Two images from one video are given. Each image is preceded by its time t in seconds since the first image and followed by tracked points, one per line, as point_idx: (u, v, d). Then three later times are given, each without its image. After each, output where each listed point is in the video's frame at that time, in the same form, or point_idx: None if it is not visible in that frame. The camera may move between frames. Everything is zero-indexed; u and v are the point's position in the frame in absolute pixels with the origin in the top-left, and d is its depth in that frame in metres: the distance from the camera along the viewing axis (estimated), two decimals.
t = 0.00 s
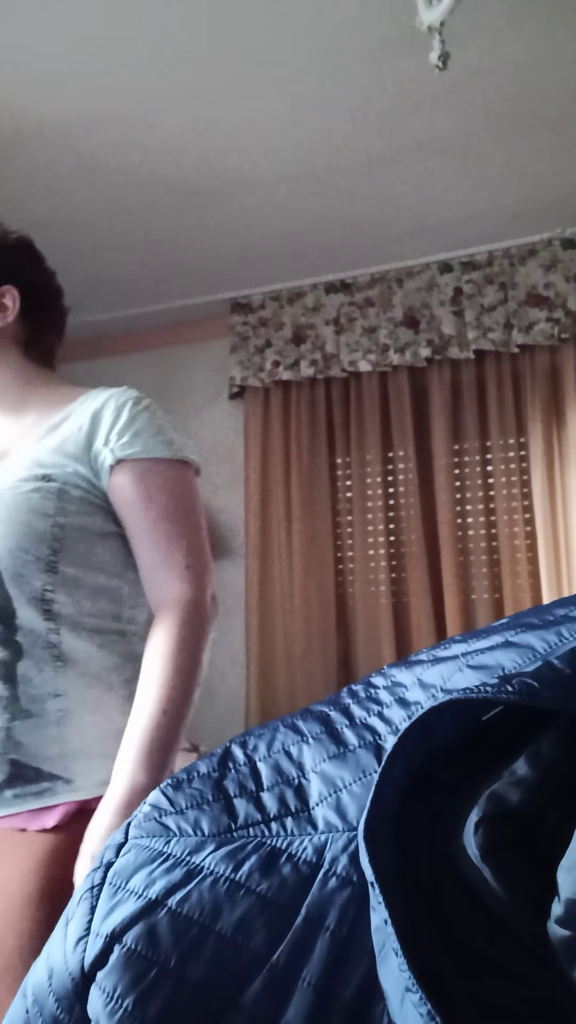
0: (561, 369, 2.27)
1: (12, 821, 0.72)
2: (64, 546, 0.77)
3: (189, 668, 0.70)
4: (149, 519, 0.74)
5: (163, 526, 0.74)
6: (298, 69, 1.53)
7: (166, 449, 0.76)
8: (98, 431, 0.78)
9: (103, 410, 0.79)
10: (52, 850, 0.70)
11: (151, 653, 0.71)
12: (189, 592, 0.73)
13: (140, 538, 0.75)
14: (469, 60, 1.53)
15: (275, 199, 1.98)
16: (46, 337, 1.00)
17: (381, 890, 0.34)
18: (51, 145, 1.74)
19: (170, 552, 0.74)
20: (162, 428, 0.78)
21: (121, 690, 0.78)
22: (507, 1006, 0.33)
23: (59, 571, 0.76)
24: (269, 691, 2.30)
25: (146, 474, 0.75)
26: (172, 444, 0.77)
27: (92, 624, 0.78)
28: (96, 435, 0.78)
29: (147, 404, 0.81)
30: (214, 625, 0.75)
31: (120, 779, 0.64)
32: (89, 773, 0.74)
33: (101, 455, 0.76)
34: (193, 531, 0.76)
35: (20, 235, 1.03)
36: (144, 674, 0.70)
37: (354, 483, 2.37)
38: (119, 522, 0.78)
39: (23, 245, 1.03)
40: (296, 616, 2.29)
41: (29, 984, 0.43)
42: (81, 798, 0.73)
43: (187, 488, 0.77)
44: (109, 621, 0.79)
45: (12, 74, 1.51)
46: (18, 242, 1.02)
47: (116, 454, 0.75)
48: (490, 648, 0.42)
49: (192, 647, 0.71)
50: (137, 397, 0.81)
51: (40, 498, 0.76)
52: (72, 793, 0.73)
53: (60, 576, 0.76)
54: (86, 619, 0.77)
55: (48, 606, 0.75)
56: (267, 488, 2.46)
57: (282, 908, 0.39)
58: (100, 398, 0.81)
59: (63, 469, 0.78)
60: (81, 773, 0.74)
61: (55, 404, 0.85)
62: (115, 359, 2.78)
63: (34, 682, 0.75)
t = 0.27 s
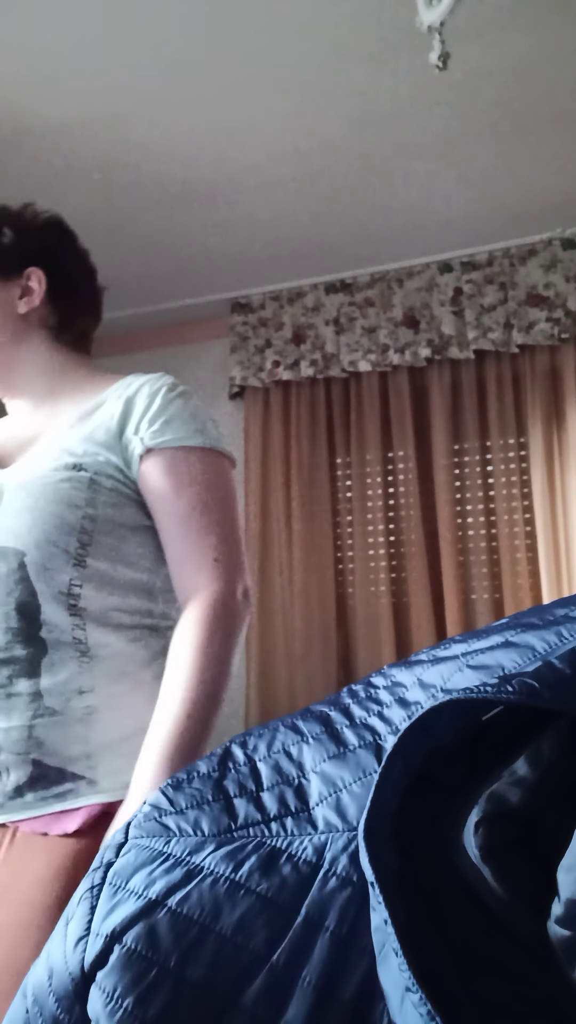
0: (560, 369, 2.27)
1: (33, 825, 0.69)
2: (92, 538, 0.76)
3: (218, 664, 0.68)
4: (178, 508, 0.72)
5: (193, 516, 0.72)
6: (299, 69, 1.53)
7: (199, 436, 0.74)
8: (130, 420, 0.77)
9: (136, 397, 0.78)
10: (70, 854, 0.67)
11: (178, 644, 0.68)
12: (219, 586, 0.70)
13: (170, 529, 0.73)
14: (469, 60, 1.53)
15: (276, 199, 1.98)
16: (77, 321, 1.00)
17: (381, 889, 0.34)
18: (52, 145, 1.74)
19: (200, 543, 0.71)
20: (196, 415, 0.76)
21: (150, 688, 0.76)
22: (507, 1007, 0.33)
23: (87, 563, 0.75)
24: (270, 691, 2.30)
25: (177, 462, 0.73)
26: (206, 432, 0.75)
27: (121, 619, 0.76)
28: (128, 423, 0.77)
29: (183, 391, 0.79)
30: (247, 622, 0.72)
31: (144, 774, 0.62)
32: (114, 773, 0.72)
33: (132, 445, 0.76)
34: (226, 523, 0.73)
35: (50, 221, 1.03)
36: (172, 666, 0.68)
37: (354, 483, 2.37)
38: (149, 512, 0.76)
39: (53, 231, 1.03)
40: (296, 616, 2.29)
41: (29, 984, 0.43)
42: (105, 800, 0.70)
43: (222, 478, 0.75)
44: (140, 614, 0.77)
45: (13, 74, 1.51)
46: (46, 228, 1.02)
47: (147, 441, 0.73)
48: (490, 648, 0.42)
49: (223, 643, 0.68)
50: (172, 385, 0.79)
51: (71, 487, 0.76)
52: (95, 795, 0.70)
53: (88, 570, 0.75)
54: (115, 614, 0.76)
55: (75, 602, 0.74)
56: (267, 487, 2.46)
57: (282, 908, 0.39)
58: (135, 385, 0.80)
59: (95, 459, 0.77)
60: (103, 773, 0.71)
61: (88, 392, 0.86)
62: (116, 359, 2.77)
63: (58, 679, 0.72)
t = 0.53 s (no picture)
0: (560, 369, 2.27)
1: (33, 829, 0.69)
2: (105, 537, 0.75)
3: (251, 667, 0.68)
4: (201, 509, 0.72)
5: (215, 517, 0.72)
6: (299, 69, 1.53)
7: (223, 433, 0.74)
8: (152, 416, 0.77)
9: (159, 392, 0.78)
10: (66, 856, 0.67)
11: (213, 645, 0.69)
12: (245, 590, 0.71)
13: (194, 530, 0.73)
14: (469, 60, 1.53)
15: (276, 199, 1.98)
16: (109, 309, 0.99)
17: (381, 890, 0.34)
18: (52, 145, 1.74)
19: (222, 544, 0.72)
20: (221, 410, 0.76)
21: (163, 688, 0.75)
22: (508, 1007, 0.33)
23: (99, 563, 0.75)
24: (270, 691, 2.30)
25: (200, 462, 0.73)
26: (231, 430, 0.75)
27: (134, 618, 0.75)
28: (150, 419, 0.77)
29: (208, 385, 0.79)
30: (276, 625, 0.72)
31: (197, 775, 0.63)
32: (119, 779, 0.71)
33: (154, 441, 0.75)
34: (252, 525, 0.73)
35: (83, 208, 1.02)
36: (207, 667, 0.69)
37: (354, 483, 2.37)
38: (172, 511, 0.77)
39: (85, 218, 1.02)
40: (296, 616, 2.29)
41: (29, 983, 0.43)
42: (105, 809, 0.69)
43: (247, 478, 0.74)
44: (155, 614, 0.77)
45: (12, 74, 1.51)
46: (78, 216, 1.01)
47: (168, 438, 0.74)
48: (490, 648, 0.42)
49: (255, 643, 0.69)
50: (197, 379, 0.79)
51: (87, 484, 0.75)
52: (98, 802, 0.69)
53: (99, 569, 0.75)
54: (126, 613, 0.75)
55: (84, 602, 0.73)
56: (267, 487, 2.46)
57: (282, 908, 0.39)
58: (158, 378, 0.80)
59: (113, 454, 0.77)
60: (108, 776, 0.70)
61: (109, 384, 0.85)
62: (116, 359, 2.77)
63: (64, 679, 0.72)
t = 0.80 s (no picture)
0: (560, 369, 2.27)
1: (35, 830, 0.69)
2: (113, 538, 0.76)
3: (245, 674, 0.67)
4: (207, 510, 0.73)
5: (219, 521, 0.72)
6: (299, 69, 1.53)
7: (233, 438, 0.74)
8: (162, 417, 0.77)
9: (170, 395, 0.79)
10: (66, 857, 0.67)
11: (208, 646, 0.69)
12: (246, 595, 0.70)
13: (199, 532, 0.73)
14: (469, 60, 1.53)
15: (277, 199, 1.98)
16: (126, 312, 1.00)
17: (381, 890, 0.34)
18: (52, 145, 1.74)
19: (224, 549, 0.72)
20: (231, 414, 0.77)
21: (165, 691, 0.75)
22: (509, 1007, 0.33)
23: (106, 563, 0.75)
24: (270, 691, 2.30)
25: (207, 465, 0.73)
26: (240, 434, 0.75)
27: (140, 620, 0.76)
28: (160, 420, 0.78)
29: (220, 390, 0.80)
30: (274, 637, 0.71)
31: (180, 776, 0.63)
32: (121, 782, 0.71)
33: (163, 442, 0.76)
34: (256, 532, 0.73)
35: (106, 212, 1.04)
36: (200, 668, 0.68)
37: (354, 483, 2.37)
38: (177, 513, 0.78)
39: (107, 221, 1.03)
40: (297, 616, 2.29)
41: (29, 984, 0.43)
42: (108, 811, 0.69)
43: (254, 484, 0.75)
44: (163, 616, 0.77)
45: (12, 74, 1.51)
46: (102, 219, 1.02)
47: (177, 441, 0.74)
48: (490, 648, 0.42)
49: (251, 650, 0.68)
50: (209, 384, 0.80)
51: (97, 483, 0.76)
52: (100, 804, 0.69)
53: (106, 570, 0.75)
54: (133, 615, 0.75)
55: (91, 603, 0.73)
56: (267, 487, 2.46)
57: (283, 908, 0.39)
58: (170, 381, 0.81)
59: (123, 455, 0.78)
60: (111, 777, 0.71)
61: (122, 386, 0.86)
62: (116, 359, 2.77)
63: (69, 679, 0.72)
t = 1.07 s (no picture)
0: (560, 369, 2.27)
1: (27, 832, 0.69)
2: (108, 538, 0.76)
3: (228, 674, 0.67)
4: (198, 511, 0.73)
5: (210, 522, 0.72)
6: (299, 69, 1.53)
7: (227, 441, 0.74)
8: (157, 419, 0.77)
9: (164, 397, 0.79)
10: (64, 858, 0.67)
11: (192, 644, 0.68)
12: (234, 596, 0.70)
13: (190, 532, 0.73)
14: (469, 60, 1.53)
15: (276, 199, 1.98)
16: (123, 315, 1.00)
17: (381, 890, 0.34)
18: (52, 145, 1.74)
19: (214, 549, 0.72)
20: (225, 417, 0.77)
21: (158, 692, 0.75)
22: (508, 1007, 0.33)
23: (100, 564, 0.75)
24: (270, 691, 2.30)
25: (199, 466, 0.73)
26: (234, 437, 0.75)
27: (134, 621, 0.76)
28: (154, 422, 0.78)
29: (215, 392, 0.80)
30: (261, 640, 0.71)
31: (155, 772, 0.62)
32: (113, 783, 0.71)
33: (157, 443, 0.76)
34: (247, 534, 0.73)
35: (103, 215, 1.04)
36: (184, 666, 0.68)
37: (354, 483, 2.37)
38: (169, 513, 0.78)
39: (105, 224, 1.03)
40: (296, 616, 2.29)
41: (29, 984, 0.43)
42: (99, 811, 0.68)
43: (247, 486, 0.75)
44: (157, 617, 0.77)
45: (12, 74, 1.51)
46: (99, 222, 1.03)
47: (171, 442, 0.74)
48: (490, 648, 0.42)
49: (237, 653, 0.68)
50: (203, 386, 0.80)
51: (92, 484, 0.76)
52: (90, 805, 0.69)
53: (100, 571, 0.75)
54: (127, 616, 0.75)
55: (85, 603, 0.74)
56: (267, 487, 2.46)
57: (283, 908, 0.39)
58: (165, 384, 0.81)
59: (117, 456, 0.77)
60: (102, 778, 0.70)
61: (118, 388, 0.86)
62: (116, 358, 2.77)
63: (60, 679, 0.72)
